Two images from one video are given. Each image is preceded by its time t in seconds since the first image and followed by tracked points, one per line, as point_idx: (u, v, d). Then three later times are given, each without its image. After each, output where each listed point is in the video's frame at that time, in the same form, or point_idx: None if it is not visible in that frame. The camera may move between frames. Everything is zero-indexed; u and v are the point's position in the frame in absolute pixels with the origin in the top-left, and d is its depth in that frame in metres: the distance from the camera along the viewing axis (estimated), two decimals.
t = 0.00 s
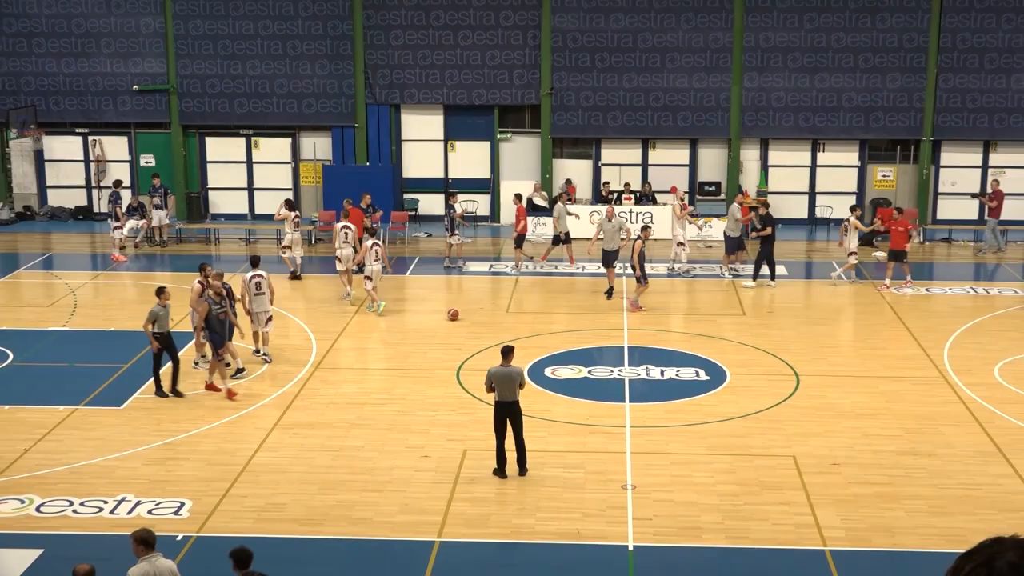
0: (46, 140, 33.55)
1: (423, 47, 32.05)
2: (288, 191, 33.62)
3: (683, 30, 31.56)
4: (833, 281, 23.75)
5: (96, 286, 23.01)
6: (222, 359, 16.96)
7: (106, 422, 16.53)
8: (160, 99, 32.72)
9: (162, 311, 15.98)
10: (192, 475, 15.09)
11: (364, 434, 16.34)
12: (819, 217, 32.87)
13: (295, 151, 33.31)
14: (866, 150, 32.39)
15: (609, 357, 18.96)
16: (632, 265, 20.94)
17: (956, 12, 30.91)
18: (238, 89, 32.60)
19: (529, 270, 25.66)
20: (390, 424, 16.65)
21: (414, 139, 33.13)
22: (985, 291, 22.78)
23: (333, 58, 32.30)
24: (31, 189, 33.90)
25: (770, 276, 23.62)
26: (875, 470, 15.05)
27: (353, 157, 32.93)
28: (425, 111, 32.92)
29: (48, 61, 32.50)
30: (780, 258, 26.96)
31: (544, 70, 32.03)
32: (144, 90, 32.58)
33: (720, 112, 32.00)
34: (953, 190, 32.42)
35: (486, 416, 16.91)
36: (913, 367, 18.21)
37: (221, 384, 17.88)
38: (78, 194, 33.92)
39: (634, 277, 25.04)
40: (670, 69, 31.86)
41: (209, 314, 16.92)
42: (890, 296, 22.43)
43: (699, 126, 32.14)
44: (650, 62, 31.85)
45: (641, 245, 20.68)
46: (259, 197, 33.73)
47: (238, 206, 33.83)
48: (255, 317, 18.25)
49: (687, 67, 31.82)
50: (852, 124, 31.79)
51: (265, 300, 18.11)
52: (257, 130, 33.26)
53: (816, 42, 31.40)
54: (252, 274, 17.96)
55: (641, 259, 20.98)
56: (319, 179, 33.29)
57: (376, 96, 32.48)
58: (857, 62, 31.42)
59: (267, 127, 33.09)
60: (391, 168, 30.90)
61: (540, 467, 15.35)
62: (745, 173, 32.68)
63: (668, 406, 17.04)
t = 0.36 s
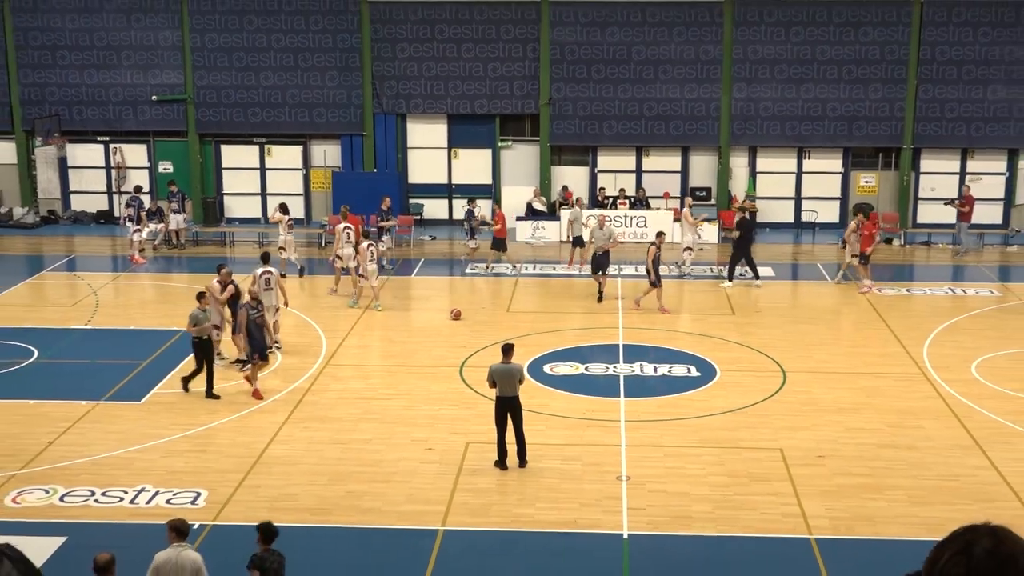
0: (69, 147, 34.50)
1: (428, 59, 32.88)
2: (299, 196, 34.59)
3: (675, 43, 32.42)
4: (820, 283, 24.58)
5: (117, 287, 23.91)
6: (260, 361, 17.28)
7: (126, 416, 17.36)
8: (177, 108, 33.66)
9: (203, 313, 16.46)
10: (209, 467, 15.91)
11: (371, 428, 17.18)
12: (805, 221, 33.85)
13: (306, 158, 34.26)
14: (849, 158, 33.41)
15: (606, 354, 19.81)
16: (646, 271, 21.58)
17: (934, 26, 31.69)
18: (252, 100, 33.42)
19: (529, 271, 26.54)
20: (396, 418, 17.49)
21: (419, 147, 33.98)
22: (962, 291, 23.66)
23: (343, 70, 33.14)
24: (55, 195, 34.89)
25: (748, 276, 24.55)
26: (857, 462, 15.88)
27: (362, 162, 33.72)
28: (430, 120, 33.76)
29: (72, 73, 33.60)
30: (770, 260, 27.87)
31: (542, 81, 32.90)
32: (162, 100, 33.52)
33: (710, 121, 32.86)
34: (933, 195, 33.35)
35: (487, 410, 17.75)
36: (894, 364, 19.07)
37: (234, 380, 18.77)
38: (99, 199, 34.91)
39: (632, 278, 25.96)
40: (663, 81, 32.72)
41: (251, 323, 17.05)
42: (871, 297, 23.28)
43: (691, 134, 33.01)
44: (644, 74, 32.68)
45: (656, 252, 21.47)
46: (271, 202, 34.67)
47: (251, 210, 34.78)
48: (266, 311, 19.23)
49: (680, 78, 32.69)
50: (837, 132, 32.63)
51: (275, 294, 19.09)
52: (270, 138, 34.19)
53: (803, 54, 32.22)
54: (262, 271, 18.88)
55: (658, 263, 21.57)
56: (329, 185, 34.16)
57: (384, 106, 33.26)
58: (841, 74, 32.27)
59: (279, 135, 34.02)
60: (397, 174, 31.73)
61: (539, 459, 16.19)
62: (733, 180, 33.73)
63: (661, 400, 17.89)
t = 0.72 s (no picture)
0: (90, 164, 35.46)
1: (431, 82, 33.84)
2: (307, 212, 35.60)
3: (667, 68, 33.33)
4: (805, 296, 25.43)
5: (135, 298, 24.81)
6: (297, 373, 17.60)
7: (143, 421, 18.16)
8: (194, 129, 34.65)
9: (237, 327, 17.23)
10: (222, 470, 16.72)
11: (377, 434, 18.01)
12: (790, 237, 34.74)
13: (315, 176, 35.25)
14: (833, 177, 34.32)
15: (600, 364, 20.68)
16: (659, 285, 22.48)
17: (914, 52, 32.66)
18: (264, 120, 34.44)
19: (527, 284, 27.39)
20: (400, 424, 18.32)
21: (423, 165, 34.94)
22: (941, 305, 24.51)
23: (350, 92, 34.10)
24: (77, 210, 35.59)
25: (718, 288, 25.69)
26: (840, 468, 16.69)
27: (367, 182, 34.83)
28: (434, 139, 34.73)
29: (93, 93, 34.44)
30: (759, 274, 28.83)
31: (541, 103, 33.85)
32: (180, 120, 34.50)
33: (701, 142, 33.78)
34: (913, 214, 34.18)
35: (488, 417, 18.59)
36: (876, 374, 19.92)
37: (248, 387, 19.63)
38: (118, 215, 35.87)
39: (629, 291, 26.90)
40: (655, 103, 33.67)
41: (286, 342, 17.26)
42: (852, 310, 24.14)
43: (682, 154, 33.94)
44: (638, 96, 33.65)
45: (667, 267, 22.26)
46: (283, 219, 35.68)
47: (262, 225, 35.80)
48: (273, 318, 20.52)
49: (673, 101, 33.63)
50: (821, 153, 33.63)
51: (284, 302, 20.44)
52: (281, 157, 35.17)
53: (788, 78, 33.19)
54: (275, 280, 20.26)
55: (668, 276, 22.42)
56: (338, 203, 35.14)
57: (390, 126, 34.23)
58: (825, 97, 33.29)
59: (290, 154, 35.03)
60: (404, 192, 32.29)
61: (536, 464, 17.02)
62: (722, 198, 34.58)
63: (654, 409, 18.71)
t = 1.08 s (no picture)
0: (91, 176, 35.75)
1: (429, 95, 34.09)
2: (305, 224, 35.82)
3: (660, 81, 33.66)
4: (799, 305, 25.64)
5: (134, 308, 25.04)
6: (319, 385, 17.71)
7: (142, 430, 18.35)
8: (194, 141, 34.83)
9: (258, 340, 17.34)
10: (221, 478, 16.92)
11: (374, 442, 18.23)
12: (781, 248, 35.09)
13: (313, 187, 35.48)
14: (823, 189, 34.68)
15: (594, 372, 20.93)
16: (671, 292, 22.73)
17: (903, 66, 32.99)
18: (263, 132, 34.66)
19: (525, 295, 27.61)
20: (397, 432, 18.55)
21: (421, 176, 35.22)
22: (929, 314, 24.79)
23: (349, 105, 34.37)
24: (77, 222, 35.87)
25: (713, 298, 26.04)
26: (831, 475, 16.94)
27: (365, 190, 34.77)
28: (430, 151, 35.00)
29: (94, 105, 34.66)
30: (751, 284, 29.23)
31: (536, 116, 34.13)
32: (180, 133, 34.70)
33: (695, 154, 34.09)
34: (902, 224, 34.59)
35: (483, 425, 18.83)
36: (866, 382, 20.19)
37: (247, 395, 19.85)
38: (119, 225, 36.20)
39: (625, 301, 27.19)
40: (649, 116, 33.97)
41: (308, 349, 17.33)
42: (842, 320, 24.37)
43: (676, 166, 34.25)
44: (633, 109, 33.93)
45: (680, 277, 22.52)
46: (281, 230, 35.91)
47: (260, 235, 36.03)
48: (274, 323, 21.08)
49: (667, 114, 33.93)
50: (811, 165, 33.95)
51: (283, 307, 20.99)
52: (280, 168, 35.41)
53: (779, 92, 33.48)
54: (273, 286, 20.70)
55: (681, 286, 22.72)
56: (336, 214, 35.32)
57: (387, 138, 34.46)
58: (816, 110, 33.60)
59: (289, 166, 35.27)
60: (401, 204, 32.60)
61: (531, 471, 17.25)
62: (714, 210, 34.97)
63: (648, 416, 18.95)
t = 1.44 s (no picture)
0: (59, 180, 34.98)
1: (410, 95, 33.47)
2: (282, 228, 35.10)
3: (650, 80, 33.10)
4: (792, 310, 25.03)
5: (103, 315, 24.32)
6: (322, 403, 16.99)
7: (112, 444, 17.61)
8: (166, 142, 34.11)
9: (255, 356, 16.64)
10: (194, 494, 16.18)
11: (353, 455, 17.52)
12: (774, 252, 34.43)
13: (290, 190, 34.78)
14: (818, 193, 34.05)
15: (582, 381, 20.27)
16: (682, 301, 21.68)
17: (900, 65, 32.51)
18: (237, 133, 33.92)
19: (510, 301, 26.93)
20: (378, 445, 17.84)
21: (401, 179, 34.55)
22: (929, 321, 24.21)
23: (326, 105, 33.68)
24: (43, 226, 35.34)
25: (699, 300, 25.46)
26: (829, 488, 16.29)
27: (345, 195, 34.31)
28: (411, 153, 34.38)
29: (62, 106, 33.96)
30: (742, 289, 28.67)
31: (521, 117, 33.51)
32: (152, 134, 34.00)
33: (686, 155, 33.51)
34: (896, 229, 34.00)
35: (467, 437, 18.13)
36: (864, 391, 19.55)
37: (221, 406, 19.10)
38: (88, 231, 35.42)
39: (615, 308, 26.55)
40: (638, 116, 33.37)
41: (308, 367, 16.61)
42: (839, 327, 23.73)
43: (666, 168, 33.67)
44: (622, 109, 33.32)
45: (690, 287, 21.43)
46: (257, 234, 35.22)
47: (236, 241, 35.28)
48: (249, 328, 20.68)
49: (657, 114, 33.34)
50: (805, 166, 33.37)
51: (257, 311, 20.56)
52: (256, 171, 34.71)
53: (772, 91, 32.90)
54: (244, 289, 20.43)
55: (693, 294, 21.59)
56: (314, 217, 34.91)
57: (367, 140, 33.80)
58: (810, 110, 33.04)
59: (265, 168, 34.52)
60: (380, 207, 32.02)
61: (517, 485, 16.54)
62: (706, 212, 34.34)
63: (639, 428, 18.28)
